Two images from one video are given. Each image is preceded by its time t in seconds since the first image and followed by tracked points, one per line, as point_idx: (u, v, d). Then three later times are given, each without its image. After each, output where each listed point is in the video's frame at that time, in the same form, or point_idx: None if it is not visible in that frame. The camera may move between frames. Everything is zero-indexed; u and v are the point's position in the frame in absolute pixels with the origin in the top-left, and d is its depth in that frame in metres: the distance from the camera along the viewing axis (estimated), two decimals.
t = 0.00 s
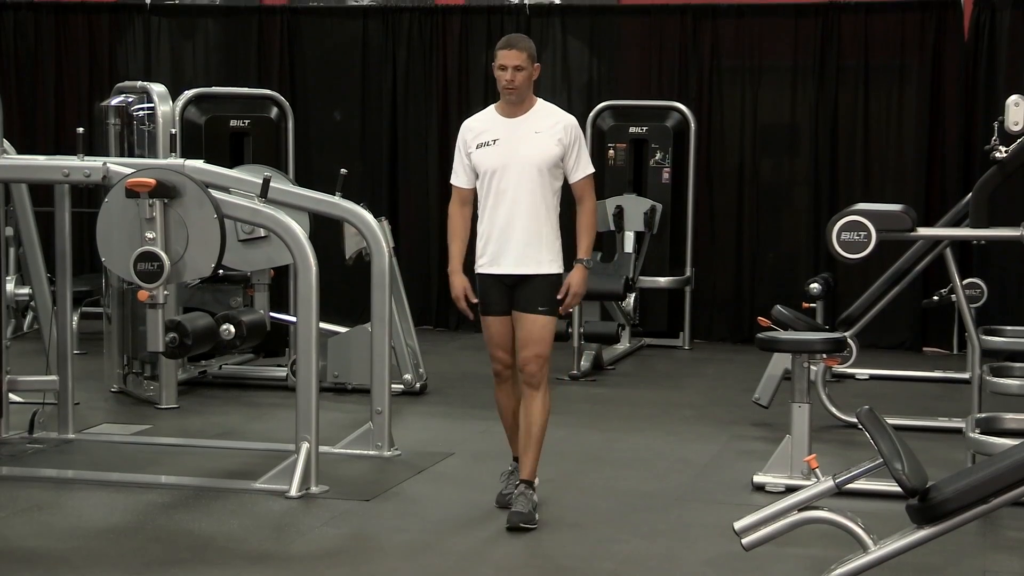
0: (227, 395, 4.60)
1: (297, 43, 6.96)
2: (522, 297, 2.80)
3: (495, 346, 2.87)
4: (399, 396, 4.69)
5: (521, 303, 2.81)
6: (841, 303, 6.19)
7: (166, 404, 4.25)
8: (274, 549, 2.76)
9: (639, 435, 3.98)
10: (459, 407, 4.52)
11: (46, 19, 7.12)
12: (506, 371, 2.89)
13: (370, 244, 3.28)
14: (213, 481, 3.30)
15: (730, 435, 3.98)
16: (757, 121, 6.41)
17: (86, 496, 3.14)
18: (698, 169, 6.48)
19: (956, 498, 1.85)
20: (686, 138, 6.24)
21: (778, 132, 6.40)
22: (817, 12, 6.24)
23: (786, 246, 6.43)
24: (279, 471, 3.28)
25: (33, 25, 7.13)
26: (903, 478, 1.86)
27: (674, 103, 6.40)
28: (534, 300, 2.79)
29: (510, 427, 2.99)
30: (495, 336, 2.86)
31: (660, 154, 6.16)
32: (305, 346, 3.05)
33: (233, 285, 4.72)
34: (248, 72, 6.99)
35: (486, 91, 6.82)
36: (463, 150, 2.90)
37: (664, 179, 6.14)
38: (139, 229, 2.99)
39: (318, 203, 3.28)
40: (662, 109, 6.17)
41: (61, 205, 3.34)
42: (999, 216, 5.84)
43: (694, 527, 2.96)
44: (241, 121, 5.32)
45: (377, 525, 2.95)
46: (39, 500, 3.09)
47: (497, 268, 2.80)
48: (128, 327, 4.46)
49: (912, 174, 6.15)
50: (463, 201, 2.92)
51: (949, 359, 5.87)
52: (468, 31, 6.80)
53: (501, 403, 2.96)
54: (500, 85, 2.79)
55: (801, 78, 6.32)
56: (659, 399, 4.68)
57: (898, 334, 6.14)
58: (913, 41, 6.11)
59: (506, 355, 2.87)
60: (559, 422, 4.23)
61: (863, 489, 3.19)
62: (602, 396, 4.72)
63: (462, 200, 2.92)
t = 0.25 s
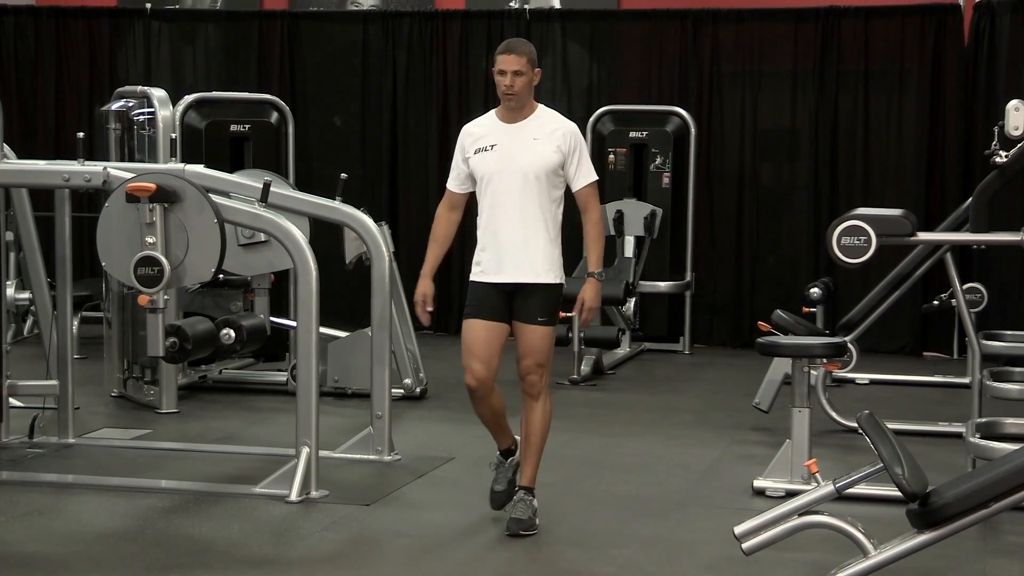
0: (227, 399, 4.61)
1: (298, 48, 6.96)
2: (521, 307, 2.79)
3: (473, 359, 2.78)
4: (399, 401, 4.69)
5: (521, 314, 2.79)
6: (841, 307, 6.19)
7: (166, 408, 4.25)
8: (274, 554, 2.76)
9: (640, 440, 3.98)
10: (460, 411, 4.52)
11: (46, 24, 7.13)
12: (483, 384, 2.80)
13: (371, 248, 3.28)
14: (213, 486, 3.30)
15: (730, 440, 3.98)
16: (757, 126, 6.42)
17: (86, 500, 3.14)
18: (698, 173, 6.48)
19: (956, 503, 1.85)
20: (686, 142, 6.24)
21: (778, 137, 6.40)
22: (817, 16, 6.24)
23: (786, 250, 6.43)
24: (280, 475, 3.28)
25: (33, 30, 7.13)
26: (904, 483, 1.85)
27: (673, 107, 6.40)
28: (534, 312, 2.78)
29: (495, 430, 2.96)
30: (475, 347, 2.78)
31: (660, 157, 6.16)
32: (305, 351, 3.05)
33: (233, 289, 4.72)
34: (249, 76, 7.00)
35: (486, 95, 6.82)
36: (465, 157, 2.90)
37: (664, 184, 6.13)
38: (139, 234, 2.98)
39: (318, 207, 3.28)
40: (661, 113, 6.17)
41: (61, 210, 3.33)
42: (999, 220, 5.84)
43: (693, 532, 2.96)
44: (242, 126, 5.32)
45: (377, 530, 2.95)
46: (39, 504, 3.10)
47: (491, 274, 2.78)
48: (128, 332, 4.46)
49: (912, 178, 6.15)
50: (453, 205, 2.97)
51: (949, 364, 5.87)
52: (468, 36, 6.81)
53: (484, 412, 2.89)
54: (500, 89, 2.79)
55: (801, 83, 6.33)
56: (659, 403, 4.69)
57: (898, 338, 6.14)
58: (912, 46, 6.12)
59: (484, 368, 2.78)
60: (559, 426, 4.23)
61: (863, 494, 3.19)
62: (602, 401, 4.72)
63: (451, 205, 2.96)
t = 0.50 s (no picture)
0: (227, 402, 4.61)
1: (298, 50, 6.96)
2: (518, 315, 2.77)
3: (468, 354, 2.73)
4: (399, 404, 4.69)
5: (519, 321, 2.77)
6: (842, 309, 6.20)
7: (166, 410, 4.26)
8: (275, 556, 2.76)
9: (640, 442, 3.98)
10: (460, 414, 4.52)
11: (47, 27, 7.12)
12: (476, 384, 2.73)
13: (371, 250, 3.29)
14: (213, 489, 3.30)
15: (729, 443, 3.98)
16: (757, 128, 6.42)
17: (86, 503, 3.14)
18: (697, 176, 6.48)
19: (956, 505, 1.85)
20: (685, 145, 6.24)
21: (777, 140, 6.40)
22: (817, 19, 6.24)
23: (786, 253, 6.43)
24: (280, 478, 3.28)
25: (33, 32, 7.13)
26: (905, 485, 1.85)
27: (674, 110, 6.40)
28: (532, 320, 2.77)
29: (471, 452, 2.78)
30: (468, 344, 2.73)
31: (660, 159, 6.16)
32: (304, 354, 3.06)
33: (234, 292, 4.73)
34: (249, 79, 7.00)
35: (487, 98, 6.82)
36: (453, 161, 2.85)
37: (664, 187, 6.12)
38: (140, 236, 2.99)
39: (318, 209, 3.29)
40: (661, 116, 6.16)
41: (61, 213, 3.34)
42: (999, 223, 5.84)
43: (694, 535, 2.96)
44: (242, 129, 5.33)
45: (378, 533, 2.96)
46: (39, 507, 3.10)
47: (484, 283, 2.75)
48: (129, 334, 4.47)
49: (912, 180, 6.15)
50: (427, 202, 2.90)
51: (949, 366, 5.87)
52: (468, 39, 6.80)
53: (464, 425, 2.76)
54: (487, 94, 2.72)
55: (801, 86, 6.33)
56: (659, 406, 4.69)
57: (898, 341, 6.14)
58: (913, 49, 6.12)
59: (479, 365, 2.72)
60: (558, 429, 4.23)
61: (862, 496, 3.20)
62: (603, 403, 4.72)
63: (423, 202, 2.90)
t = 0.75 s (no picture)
0: (228, 403, 4.61)
1: (298, 51, 6.96)
2: (510, 320, 2.75)
3: (463, 362, 2.70)
4: (399, 404, 4.70)
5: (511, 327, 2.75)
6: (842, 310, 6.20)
7: (166, 411, 4.26)
8: (275, 557, 2.76)
9: (640, 443, 3.99)
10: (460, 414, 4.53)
11: (47, 27, 7.12)
12: (472, 392, 2.70)
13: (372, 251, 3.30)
14: (214, 489, 3.30)
15: (730, 444, 3.98)
16: (757, 129, 6.42)
17: (87, 504, 3.14)
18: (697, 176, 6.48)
19: (956, 506, 1.85)
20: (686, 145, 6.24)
21: (777, 140, 6.40)
22: (818, 20, 6.24)
23: (786, 253, 6.43)
24: (280, 479, 3.28)
25: (34, 33, 7.13)
26: (905, 486, 1.85)
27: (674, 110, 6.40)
28: (524, 325, 2.75)
29: (466, 468, 2.74)
30: (462, 351, 2.71)
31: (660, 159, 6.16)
32: (304, 354, 3.06)
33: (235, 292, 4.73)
34: (250, 80, 7.00)
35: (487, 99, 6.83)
36: (430, 180, 2.78)
37: (664, 188, 6.12)
38: (140, 237, 2.99)
39: (318, 210, 3.29)
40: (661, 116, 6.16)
41: (61, 213, 3.34)
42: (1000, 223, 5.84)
43: (694, 535, 2.96)
44: (243, 130, 5.33)
45: (378, 533, 2.96)
46: (40, 507, 3.10)
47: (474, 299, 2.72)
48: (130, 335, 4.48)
49: (912, 181, 6.15)
50: (395, 210, 2.83)
51: (950, 367, 5.87)
52: (469, 40, 6.79)
53: (459, 437, 2.71)
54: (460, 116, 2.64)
55: (801, 87, 6.33)
56: (659, 407, 4.69)
57: (898, 342, 6.13)
58: (913, 50, 6.12)
59: (475, 370, 2.70)
60: (558, 429, 4.23)
61: (863, 497, 3.20)
62: (603, 404, 4.73)
63: (392, 210, 2.82)
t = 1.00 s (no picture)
0: (228, 402, 4.61)
1: (299, 50, 6.96)
2: (501, 324, 2.77)
3: (452, 364, 2.69)
4: (400, 403, 4.70)
5: (503, 330, 2.77)
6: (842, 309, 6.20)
7: (167, 410, 4.26)
8: (275, 556, 2.76)
9: (640, 443, 3.99)
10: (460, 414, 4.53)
11: (48, 26, 7.12)
12: (463, 394, 2.69)
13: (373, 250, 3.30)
14: (214, 488, 3.30)
15: (730, 443, 3.98)
16: (757, 128, 6.42)
17: (88, 503, 3.14)
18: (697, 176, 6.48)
19: (957, 506, 1.85)
20: (686, 145, 6.24)
21: (777, 140, 6.40)
22: (818, 19, 6.24)
23: (786, 253, 6.42)
24: (280, 478, 3.28)
25: (34, 32, 7.13)
26: (905, 485, 1.85)
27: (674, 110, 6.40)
28: (515, 329, 2.77)
29: (462, 471, 2.73)
30: (452, 353, 2.70)
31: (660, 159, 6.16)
32: (304, 354, 3.06)
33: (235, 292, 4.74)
34: (251, 79, 7.00)
35: (488, 98, 6.83)
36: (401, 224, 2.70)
37: (664, 188, 6.12)
38: (141, 236, 2.98)
39: (319, 209, 3.29)
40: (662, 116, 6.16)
41: (62, 212, 3.34)
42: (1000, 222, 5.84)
43: (694, 535, 2.96)
44: (243, 129, 5.33)
45: (378, 532, 2.96)
46: (40, 507, 3.10)
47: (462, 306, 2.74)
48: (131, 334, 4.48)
49: (912, 180, 6.15)
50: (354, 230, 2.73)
51: (950, 366, 5.87)
52: (469, 39, 6.80)
53: (452, 440, 2.70)
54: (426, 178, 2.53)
55: (802, 86, 6.33)
56: (659, 406, 4.69)
57: (898, 341, 6.13)
58: (912, 49, 6.12)
59: (464, 373, 2.68)
60: (558, 429, 4.23)
61: (863, 496, 3.20)
62: (603, 403, 4.73)
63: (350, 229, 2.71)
